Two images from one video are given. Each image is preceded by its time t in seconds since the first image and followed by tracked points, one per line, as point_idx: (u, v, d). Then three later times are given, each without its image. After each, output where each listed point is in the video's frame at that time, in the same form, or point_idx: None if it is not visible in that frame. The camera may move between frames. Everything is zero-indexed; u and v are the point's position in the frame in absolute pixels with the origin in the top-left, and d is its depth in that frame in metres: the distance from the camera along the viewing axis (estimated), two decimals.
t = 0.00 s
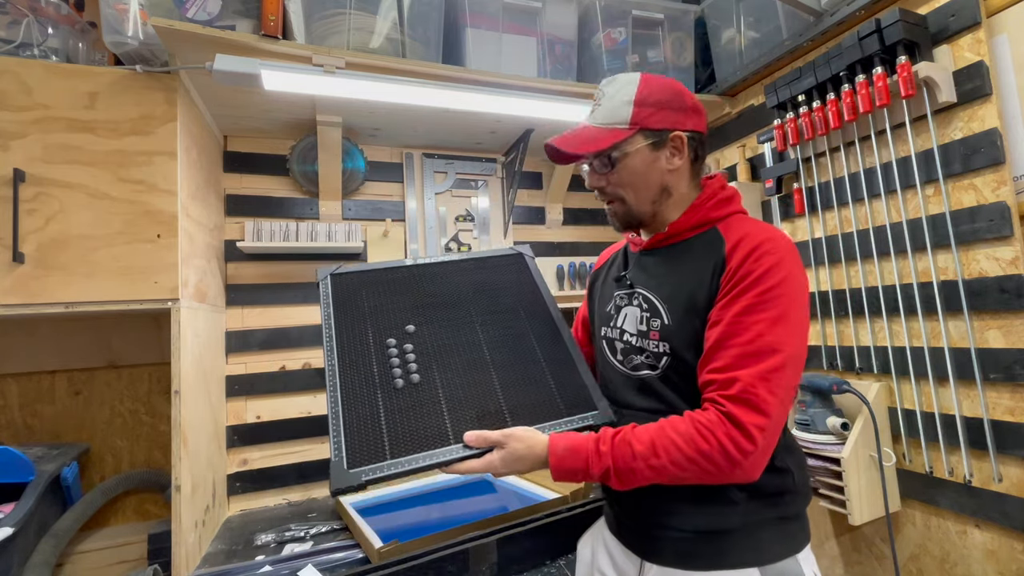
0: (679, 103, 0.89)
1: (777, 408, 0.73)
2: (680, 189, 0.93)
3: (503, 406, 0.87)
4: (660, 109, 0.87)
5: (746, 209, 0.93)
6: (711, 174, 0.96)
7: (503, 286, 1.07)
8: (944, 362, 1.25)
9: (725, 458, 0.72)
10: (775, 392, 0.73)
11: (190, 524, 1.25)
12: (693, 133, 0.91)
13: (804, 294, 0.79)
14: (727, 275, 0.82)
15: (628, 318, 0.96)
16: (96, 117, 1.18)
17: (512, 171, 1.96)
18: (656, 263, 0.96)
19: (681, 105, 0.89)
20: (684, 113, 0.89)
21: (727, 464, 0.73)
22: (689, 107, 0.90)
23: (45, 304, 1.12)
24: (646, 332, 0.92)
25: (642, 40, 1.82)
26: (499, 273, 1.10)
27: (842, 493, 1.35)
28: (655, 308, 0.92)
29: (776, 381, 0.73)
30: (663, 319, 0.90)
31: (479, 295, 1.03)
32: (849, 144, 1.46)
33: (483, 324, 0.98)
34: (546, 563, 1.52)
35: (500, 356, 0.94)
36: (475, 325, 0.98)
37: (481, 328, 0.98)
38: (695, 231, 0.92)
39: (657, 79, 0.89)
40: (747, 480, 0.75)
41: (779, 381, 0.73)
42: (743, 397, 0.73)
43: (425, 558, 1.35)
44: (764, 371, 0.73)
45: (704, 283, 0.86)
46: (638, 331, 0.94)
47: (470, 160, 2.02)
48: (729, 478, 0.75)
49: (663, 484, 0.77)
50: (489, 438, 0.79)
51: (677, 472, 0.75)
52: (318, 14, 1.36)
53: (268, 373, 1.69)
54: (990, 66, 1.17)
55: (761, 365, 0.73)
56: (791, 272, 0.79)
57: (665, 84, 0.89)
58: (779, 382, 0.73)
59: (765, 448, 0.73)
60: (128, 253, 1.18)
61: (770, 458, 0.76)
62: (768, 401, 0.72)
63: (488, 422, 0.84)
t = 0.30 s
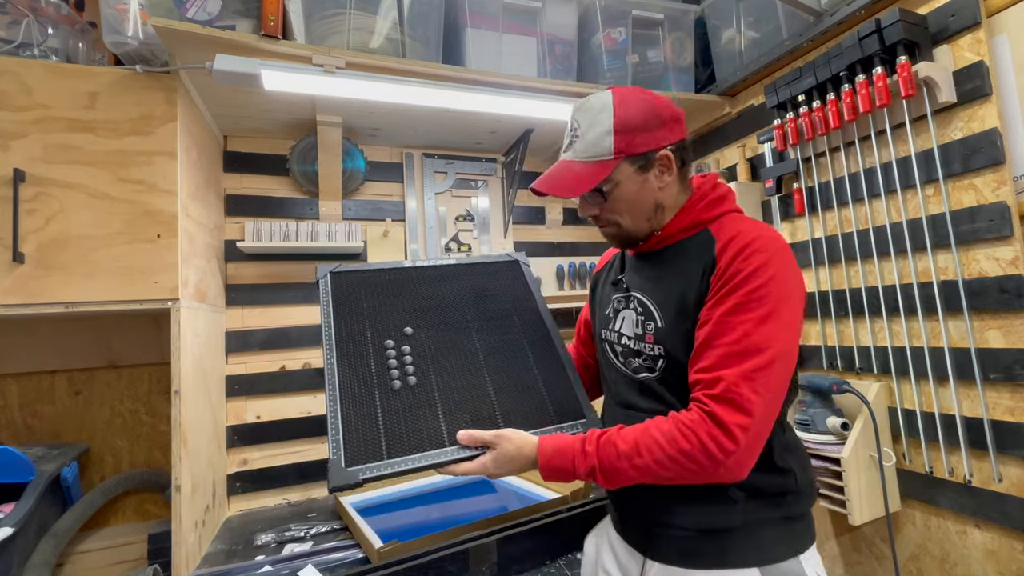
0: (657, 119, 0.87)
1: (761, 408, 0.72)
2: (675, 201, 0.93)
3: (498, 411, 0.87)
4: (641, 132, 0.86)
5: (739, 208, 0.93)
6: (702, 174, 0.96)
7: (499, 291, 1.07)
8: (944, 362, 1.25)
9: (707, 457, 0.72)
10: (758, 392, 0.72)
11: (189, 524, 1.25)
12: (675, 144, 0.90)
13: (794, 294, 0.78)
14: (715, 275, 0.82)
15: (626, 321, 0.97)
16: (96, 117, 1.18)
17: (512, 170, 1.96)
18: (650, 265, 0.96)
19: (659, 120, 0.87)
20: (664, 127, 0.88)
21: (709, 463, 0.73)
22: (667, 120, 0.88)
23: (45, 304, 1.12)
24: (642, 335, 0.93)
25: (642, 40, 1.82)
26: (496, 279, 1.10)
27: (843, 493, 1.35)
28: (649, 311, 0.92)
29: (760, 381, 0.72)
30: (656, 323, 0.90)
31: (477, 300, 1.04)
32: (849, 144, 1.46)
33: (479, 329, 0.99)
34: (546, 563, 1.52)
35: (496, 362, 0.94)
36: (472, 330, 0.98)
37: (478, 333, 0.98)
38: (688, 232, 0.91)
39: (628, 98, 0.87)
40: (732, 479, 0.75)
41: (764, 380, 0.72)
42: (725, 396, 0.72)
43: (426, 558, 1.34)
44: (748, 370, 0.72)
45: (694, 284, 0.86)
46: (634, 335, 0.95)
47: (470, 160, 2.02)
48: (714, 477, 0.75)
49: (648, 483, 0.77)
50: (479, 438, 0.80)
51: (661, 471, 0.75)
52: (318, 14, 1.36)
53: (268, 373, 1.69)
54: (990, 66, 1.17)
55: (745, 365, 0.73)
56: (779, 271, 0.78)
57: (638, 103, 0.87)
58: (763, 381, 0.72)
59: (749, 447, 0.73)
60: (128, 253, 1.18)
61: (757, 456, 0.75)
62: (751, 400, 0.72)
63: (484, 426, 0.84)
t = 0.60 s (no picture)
0: (667, 117, 0.86)
1: (796, 426, 0.73)
2: (679, 202, 0.92)
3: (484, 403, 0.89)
4: (648, 130, 0.85)
5: (747, 209, 0.93)
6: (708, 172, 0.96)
7: (493, 303, 1.18)
8: (944, 362, 1.25)
9: (744, 473, 0.72)
10: (792, 410, 0.72)
11: (189, 524, 1.25)
12: (684, 142, 0.88)
13: (816, 307, 0.78)
14: (730, 283, 0.81)
15: (626, 321, 0.97)
16: (96, 117, 1.18)
17: (512, 171, 1.96)
18: (653, 265, 0.96)
19: (668, 117, 0.86)
20: (674, 125, 0.86)
21: (745, 479, 0.73)
22: (677, 117, 0.87)
23: (45, 304, 1.12)
24: (642, 338, 0.93)
25: (642, 40, 1.82)
26: (492, 292, 1.21)
27: (842, 493, 1.35)
28: (650, 313, 0.92)
29: (793, 398, 0.72)
30: (658, 326, 0.90)
31: (468, 309, 1.11)
32: (849, 144, 1.46)
33: (473, 329, 1.06)
34: (546, 563, 1.52)
35: (485, 360, 1.01)
36: (467, 327, 1.06)
37: (471, 333, 1.05)
38: (695, 232, 0.92)
39: (637, 93, 0.86)
40: (767, 497, 0.75)
41: (796, 397, 0.72)
42: (761, 414, 0.72)
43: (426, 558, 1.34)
44: (783, 387, 0.72)
45: (701, 291, 0.86)
46: (633, 336, 0.95)
47: (470, 160, 2.02)
48: (749, 494, 0.74)
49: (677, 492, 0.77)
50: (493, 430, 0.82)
51: (693, 483, 0.74)
52: (318, 14, 1.36)
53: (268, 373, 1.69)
54: (990, 66, 1.17)
55: (777, 381, 0.72)
56: (796, 281, 0.78)
57: (647, 98, 0.86)
58: (797, 399, 0.72)
59: (788, 465, 0.73)
60: (128, 253, 1.18)
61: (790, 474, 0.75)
62: (786, 418, 0.72)
63: (469, 409, 0.86)
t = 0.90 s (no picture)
0: (674, 113, 0.87)
1: (795, 426, 0.72)
2: (679, 200, 0.93)
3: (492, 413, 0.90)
4: (656, 124, 0.86)
5: (747, 209, 0.93)
6: (710, 172, 0.96)
7: (506, 297, 1.16)
8: (944, 362, 1.25)
9: (744, 474, 0.72)
10: (792, 410, 0.72)
11: (190, 525, 1.25)
12: (689, 141, 0.90)
13: (813, 305, 0.78)
14: (729, 283, 0.81)
15: (625, 321, 0.97)
16: (96, 116, 1.18)
17: (512, 171, 1.96)
18: (653, 265, 0.96)
19: (676, 114, 0.87)
20: (680, 123, 0.88)
21: (746, 480, 0.72)
22: (684, 115, 0.88)
23: (45, 304, 1.12)
24: (641, 338, 0.93)
25: (642, 40, 1.82)
26: (506, 283, 1.19)
27: (842, 493, 1.35)
28: (650, 314, 0.92)
29: (792, 398, 0.72)
30: (657, 326, 0.90)
31: (480, 304, 1.09)
32: (849, 144, 1.46)
33: (484, 328, 1.05)
34: (546, 563, 1.52)
35: (495, 363, 1.00)
36: (478, 326, 1.04)
37: (482, 332, 1.04)
38: (694, 232, 0.92)
39: (647, 87, 0.87)
40: (768, 498, 0.75)
41: (795, 397, 0.72)
42: (760, 415, 0.72)
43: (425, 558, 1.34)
44: (782, 387, 0.72)
45: (700, 291, 0.86)
46: (633, 336, 0.95)
47: (470, 160, 2.02)
48: (748, 494, 0.74)
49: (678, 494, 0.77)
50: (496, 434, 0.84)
51: (695, 484, 0.74)
52: (319, 14, 1.36)
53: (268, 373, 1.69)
54: (990, 66, 1.17)
55: (775, 382, 0.72)
56: (796, 281, 0.78)
57: (656, 93, 0.87)
58: (796, 399, 0.72)
59: (787, 466, 0.72)
60: (128, 253, 1.18)
61: (791, 474, 0.75)
62: (785, 419, 0.71)
63: (476, 420, 0.87)
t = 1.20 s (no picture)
0: (677, 111, 0.87)
1: (796, 426, 0.72)
2: (684, 199, 0.93)
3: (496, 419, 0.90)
4: (660, 121, 0.86)
5: (751, 209, 0.93)
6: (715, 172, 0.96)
7: (513, 293, 1.14)
8: (944, 361, 1.25)
9: (743, 472, 0.72)
10: (793, 410, 0.72)
11: (190, 525, 1.25)
12: (693, 139, 0.90)
13: (815, 307, 0.78)
14: (733, 283, 0.81)
15: (628, 321, 0.97)
16: (96, 117, 1.18)
17: (512, 171, 1.96)
18: (656, 265, 0.96)
19: (680, 112, 0.87)
20: (684, 120, 0.88)
21: (745, 479, 0.72)
22: (688, 112, 0.88)
23: (45, 304, 1.12)
24: (644, 337, 0.93)
25: (642, 40, 1.82)
26: (513, 278, 1.17)
27: (842, 493, 1.35)
28: (653, 313, 0.92)
29: (793, 399, 0.72)
30: (660, 325, 0.90)
31: (486, 304, 1.08)
32: (849, 144, 1.46)
33: (489, 329, 1.04)
34: (546, 563, 1.52)
35: (500, 365, 1.00)
36: (483, 326, 1.04)
37: (487, 333, 1.03)
38: (698, 232, 0.92)
39: (652, 83, 0.87)
40: (766, 497, 0.75)
41: (795, 397, 0.72)
42: (760, 414, 0.72)
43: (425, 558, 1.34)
44: (783, 387, 0.72)
45: (704, 291, 0.86)
46: (636, 335, 0.95)
47: (470, 160, 2.02)
48: (746, 493, 0.74)
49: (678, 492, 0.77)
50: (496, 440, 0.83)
51: (695, 483, 0.74)
52: (319, 14, 1.36)
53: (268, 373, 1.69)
54: (990, 66, 1.17)
55: (776, 381, 0.72)
56: (800, 282, 0.78)
57: (661, 90, 0.86)
58: (797, 399, 0.72)
59: (786, 466, 0.72)
60: (128, 253, 1.18)
61: (790, 475, 0.75)
62: (786, 419, 0.71)
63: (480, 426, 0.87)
